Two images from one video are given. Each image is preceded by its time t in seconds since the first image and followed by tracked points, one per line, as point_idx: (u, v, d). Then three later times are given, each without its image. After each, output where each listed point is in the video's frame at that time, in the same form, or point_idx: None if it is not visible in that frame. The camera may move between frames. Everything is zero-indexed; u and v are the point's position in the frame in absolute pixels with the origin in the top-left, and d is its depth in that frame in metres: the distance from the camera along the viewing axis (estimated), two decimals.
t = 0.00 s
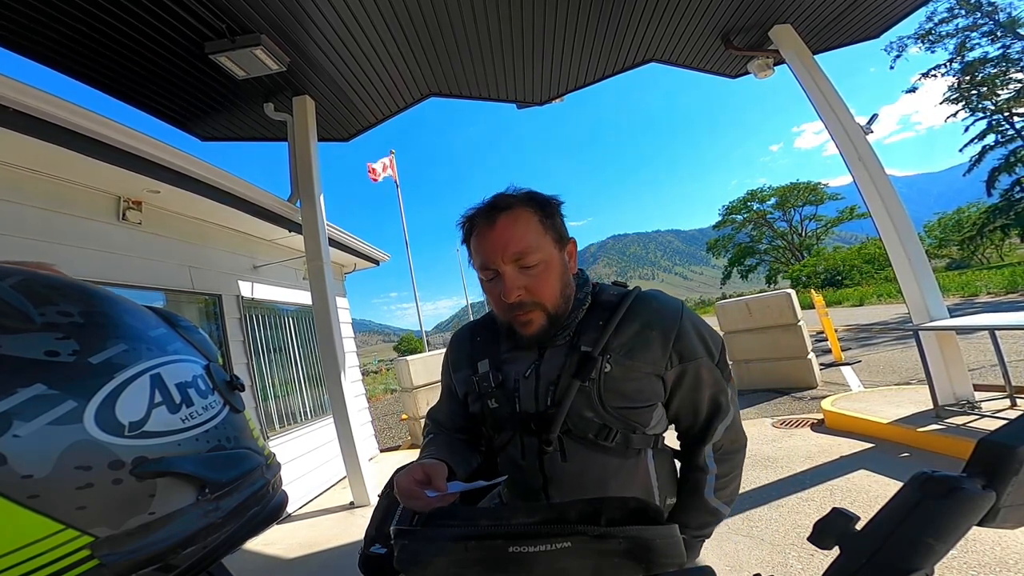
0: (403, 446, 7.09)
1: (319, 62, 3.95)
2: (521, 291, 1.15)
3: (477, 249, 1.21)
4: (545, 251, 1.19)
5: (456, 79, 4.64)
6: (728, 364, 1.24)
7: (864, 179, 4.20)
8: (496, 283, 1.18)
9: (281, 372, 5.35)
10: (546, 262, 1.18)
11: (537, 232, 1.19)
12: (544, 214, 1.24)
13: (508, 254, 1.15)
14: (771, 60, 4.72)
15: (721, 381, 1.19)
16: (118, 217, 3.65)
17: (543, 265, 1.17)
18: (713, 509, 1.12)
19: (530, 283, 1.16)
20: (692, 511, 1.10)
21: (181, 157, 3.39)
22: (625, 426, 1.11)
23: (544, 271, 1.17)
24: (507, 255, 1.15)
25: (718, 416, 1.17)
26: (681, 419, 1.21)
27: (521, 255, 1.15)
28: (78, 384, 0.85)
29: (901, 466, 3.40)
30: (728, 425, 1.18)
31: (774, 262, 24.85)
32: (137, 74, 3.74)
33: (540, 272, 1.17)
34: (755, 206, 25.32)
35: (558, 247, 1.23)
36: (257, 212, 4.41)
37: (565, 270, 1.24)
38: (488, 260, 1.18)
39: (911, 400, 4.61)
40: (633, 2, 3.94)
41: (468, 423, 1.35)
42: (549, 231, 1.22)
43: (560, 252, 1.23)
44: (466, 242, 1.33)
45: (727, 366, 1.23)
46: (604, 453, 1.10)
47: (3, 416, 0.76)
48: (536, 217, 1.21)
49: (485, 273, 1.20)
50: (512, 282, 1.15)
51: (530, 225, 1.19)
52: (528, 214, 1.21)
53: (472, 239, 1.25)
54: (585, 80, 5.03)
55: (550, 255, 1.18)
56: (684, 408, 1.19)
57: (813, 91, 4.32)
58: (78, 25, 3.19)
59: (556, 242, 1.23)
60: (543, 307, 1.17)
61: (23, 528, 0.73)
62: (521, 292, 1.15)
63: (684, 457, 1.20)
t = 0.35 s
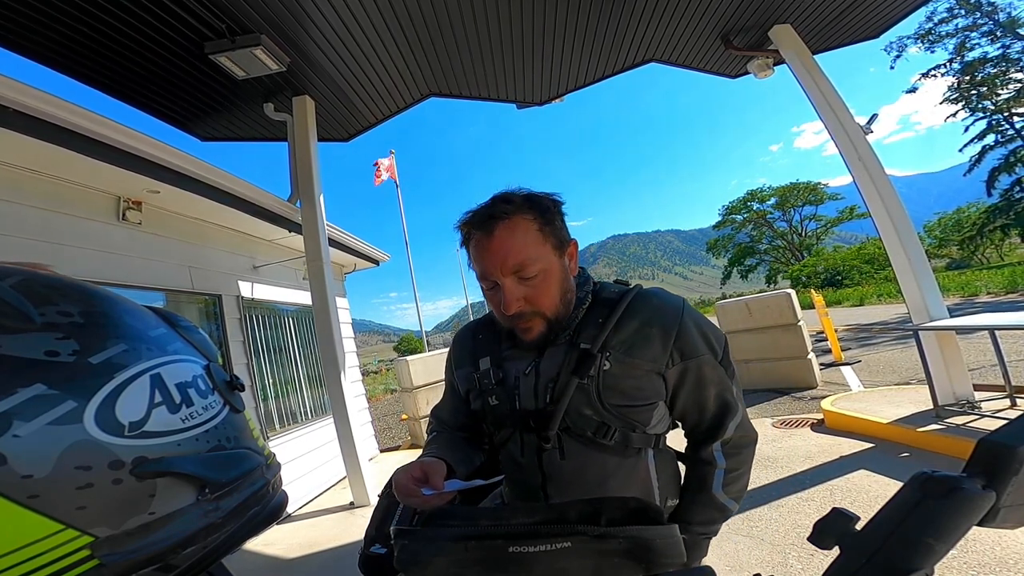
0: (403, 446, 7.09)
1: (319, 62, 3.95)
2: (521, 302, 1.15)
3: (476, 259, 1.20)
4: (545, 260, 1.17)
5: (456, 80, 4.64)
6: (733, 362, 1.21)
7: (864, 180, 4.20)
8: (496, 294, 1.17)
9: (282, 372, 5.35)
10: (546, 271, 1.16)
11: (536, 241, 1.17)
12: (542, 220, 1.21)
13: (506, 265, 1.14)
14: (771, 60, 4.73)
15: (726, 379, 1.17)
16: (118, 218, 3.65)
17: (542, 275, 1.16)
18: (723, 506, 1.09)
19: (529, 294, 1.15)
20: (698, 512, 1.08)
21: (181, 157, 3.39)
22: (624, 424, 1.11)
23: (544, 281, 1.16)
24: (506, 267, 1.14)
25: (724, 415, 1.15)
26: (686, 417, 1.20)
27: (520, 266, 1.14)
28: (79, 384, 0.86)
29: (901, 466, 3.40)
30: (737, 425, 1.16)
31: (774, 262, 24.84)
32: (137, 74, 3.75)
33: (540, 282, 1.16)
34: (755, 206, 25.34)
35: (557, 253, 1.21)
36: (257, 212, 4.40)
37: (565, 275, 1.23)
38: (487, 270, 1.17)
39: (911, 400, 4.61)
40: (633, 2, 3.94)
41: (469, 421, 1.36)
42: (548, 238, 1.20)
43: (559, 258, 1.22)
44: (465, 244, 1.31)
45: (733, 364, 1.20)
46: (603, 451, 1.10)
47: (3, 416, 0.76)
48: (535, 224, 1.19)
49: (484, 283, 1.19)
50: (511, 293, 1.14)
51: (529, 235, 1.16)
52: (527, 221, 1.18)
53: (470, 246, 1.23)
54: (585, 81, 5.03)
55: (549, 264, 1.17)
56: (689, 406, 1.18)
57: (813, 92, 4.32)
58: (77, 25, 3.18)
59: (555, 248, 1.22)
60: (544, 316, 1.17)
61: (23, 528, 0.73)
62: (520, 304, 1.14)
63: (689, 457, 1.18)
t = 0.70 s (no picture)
0: (403, 446, 7.09)
1: (318, 62, 3.95)
2: (523, 305, 1.15)
3: (478, 261, 1.19)
4: (547, 263, 1.17)
5: (456, 80, 4.64)
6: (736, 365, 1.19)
7: (864, 180, 4.20)
8: (498, 296, 1.17)
9: (282, 372, 5.35)
10: (548, 274, 1.16)
11: (538, 244, 1.16)
12: (544, 222, 1.20)
13: (508, 269, 1.13)
14: (771, 60, 4.73)
15: (727, 384, 1.16)
16: (118, 218, 3.65)
17: (544, 277, 1.15)
18: (719, 519, 1.07)
19: (531, 297, 1.15)
20: (695, 524, 1.08)
21: (181, 157, 3.39)
22: (624, 425, 1.11)
23: (546, 285, 1.16)
24: (508, 270, 1.13)
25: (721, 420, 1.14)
26: (684, 421, 1.18)
27: (521, 269, 1.13)
28: (79, 384, 0.86)
29: (901, 466, 3.40)
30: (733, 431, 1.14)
31: (774, 262, 24.84)
32: (137, 74, 3.75)
33: (542, 286, 1.16)
34: (755, 206, 25.34)
35: (559, 254, 1.21)
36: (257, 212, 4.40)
37: (567, 277, 1.23)
38: (488, 273, 1.17)
39: (911, 400, 4.61)
40: (633, 2, 3.94)
41: (471, 420, 1.36)
42: (550, 241, 1.19)
43: (561, 259, 1.21)
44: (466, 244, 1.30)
45: (736, 368, 1.18)
46: (602, 453, 1.10)
47: (4, 416, 0.76)
48: (537, 227, 1.18)
49: (486, 285, 1.19)
50: (512, 297, 1.14)
51: (531, 238, 1.16)
52: (529, 224, 1.18)
53: (471, 247, 1.23)
54: (584, 81, 5.03)
55: (550, 266, 1.17)
56: (688, 408, 1.17)
57: (813, 92, 4.32)
58: (77, 24, 3.18)
59: (558, 250, 1.21)
60: (546, 317, 1.17)
61: (23, 527, 0.73)
62: (522, 307, 1.15)
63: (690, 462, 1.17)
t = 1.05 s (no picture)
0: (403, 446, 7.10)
1: (319, 62, 3.95)
2: (527, 314, 1.17)
3: (481, 274, 1.20)
4: (548, 270, 1.17)
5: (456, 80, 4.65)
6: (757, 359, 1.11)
7: (864, 180, 4.21)
8: (502, 308, 1.19)
9: (282, 372, 5.35)
10: (550, 282, 1.17)
11: (538, 252, 1.16)
12: (543, 229, 1.20)
13: (510, 281, 1.14)
14: (771, 60, 4.73)
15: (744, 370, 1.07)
16: (118, 218, 3.65)
17: (547, 285, 1.16)
18: (769, 440, 0.92)
19: (535, 306, 1.16)
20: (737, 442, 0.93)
21: (181, 156, 3.38)
22: (628, 421, 1.11)
23: (549, 293, 1.17)
24: (510, 283, 1.15)
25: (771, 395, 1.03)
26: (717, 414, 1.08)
27: (523, 281, 1.14)
28: (79, 384, 0.86)
29: (901, 465, 3.40)
30: (796, 401, 1.01)
31: (774, 262, 24.83)
32: (137, 75, 3.75)
33: (545, 294, 1.16)
34: (755, 206, 25.35)
35: (561, 260, 1.21)
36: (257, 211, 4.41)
37: (570, 281, 1.23)
38: (491, 286, 1.18)
39: (911, 400, 4.61)
40: (633, 2, 3.94)
41: (473, 418, 1.37)
42: (550, 247, 1.19)
43: (563, 264, 1.21)
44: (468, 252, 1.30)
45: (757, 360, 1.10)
46: (607, 448, 1.11)
47: (3, 416, 0.76)
48: (535, 235, 1.18)
49: (490, 296, 1.21)
50: (517, 307, 1.16)
51: (531, 248, 1.16)
52: (528, 232, 1.17)
53: (473, 258, 1.23)
54: (584, 81, 5.03)
55: (552, 273, 1.17)
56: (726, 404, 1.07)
57: (813, 92, 4.32)
58: (77, 25, 3.18)
59: (557, 255, 1.21)
60: (551, 324, 1.19)
61: (24, 528, 0.73)
62: (526, 316, 1.16)
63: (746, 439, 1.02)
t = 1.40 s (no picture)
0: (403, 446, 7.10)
1: (318, 63, 3.95)
2: (528, 308, 1.18)
3: (484, 272, 1.22)
4: (547, 267, 1.18)
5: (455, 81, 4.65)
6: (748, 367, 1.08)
7: (864, 180, 4.20)
8: (504, 303, 1.20)
9: (282, 373, 5.35)
10: (550, 276, 1.18)
11: (538, 249, 1.17)
12: (543, 227, 1.21)
13: (511, 277, 1.16)
14: (770, 60, 4.74)
15: (725, 364, 1.04)
16: (118, 218, 3.65)
17: (546, 280, 1.17)
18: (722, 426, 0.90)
19: (536, 301, 1.17)
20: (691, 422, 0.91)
21: (180, 157, 3.38)
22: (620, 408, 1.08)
23: (549, 288, 1.17)
24: (511, 279, 1.16)
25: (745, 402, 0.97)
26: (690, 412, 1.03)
27: (524, 277, 1.16)
28: (78, 384, 0.86)
29: (900, 465, 3.40)
30: (769, 407, 0.96)
31: (774, 262, 24.84)
32: (136, 75, 3.75)
33: (545, 289, 1.17)
34: (754, 206, 25.39)
35: (560, 257, 1.22)
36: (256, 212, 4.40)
37: (569, 277, 1.24)
38: (493, 281, 1.20)
39: (911, 400, 4.61)
40: (632, 2, 3.94)
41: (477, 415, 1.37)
42: (549, 244, 1.20)
43: (562, 261, 1.22)
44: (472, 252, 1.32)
45: (746, 365, 1.07)
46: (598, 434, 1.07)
47: (3, 416, 0.76)
48: (534, 233, 1.19)
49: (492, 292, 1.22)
50: (517, 301, 1.17)
51: (532, 244, 1.17)
52: (528, 231, 1.18)
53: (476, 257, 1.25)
54: (584, 81, 5.03)
55: (552, 269, 1.18)
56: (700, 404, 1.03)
57: (812, 92, 4.33)
58: (76, 26, 3.18)
59: (556, 252, 1.22)
60: (551, 317, 1.19)
61: (24, 529, 0.73)
62: (528, 311, 1.18)
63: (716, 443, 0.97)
